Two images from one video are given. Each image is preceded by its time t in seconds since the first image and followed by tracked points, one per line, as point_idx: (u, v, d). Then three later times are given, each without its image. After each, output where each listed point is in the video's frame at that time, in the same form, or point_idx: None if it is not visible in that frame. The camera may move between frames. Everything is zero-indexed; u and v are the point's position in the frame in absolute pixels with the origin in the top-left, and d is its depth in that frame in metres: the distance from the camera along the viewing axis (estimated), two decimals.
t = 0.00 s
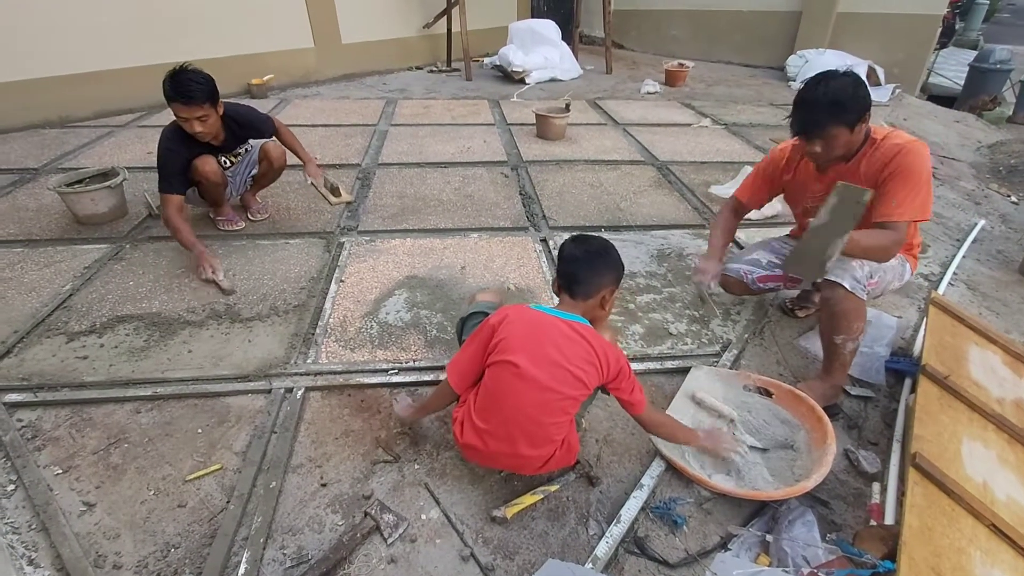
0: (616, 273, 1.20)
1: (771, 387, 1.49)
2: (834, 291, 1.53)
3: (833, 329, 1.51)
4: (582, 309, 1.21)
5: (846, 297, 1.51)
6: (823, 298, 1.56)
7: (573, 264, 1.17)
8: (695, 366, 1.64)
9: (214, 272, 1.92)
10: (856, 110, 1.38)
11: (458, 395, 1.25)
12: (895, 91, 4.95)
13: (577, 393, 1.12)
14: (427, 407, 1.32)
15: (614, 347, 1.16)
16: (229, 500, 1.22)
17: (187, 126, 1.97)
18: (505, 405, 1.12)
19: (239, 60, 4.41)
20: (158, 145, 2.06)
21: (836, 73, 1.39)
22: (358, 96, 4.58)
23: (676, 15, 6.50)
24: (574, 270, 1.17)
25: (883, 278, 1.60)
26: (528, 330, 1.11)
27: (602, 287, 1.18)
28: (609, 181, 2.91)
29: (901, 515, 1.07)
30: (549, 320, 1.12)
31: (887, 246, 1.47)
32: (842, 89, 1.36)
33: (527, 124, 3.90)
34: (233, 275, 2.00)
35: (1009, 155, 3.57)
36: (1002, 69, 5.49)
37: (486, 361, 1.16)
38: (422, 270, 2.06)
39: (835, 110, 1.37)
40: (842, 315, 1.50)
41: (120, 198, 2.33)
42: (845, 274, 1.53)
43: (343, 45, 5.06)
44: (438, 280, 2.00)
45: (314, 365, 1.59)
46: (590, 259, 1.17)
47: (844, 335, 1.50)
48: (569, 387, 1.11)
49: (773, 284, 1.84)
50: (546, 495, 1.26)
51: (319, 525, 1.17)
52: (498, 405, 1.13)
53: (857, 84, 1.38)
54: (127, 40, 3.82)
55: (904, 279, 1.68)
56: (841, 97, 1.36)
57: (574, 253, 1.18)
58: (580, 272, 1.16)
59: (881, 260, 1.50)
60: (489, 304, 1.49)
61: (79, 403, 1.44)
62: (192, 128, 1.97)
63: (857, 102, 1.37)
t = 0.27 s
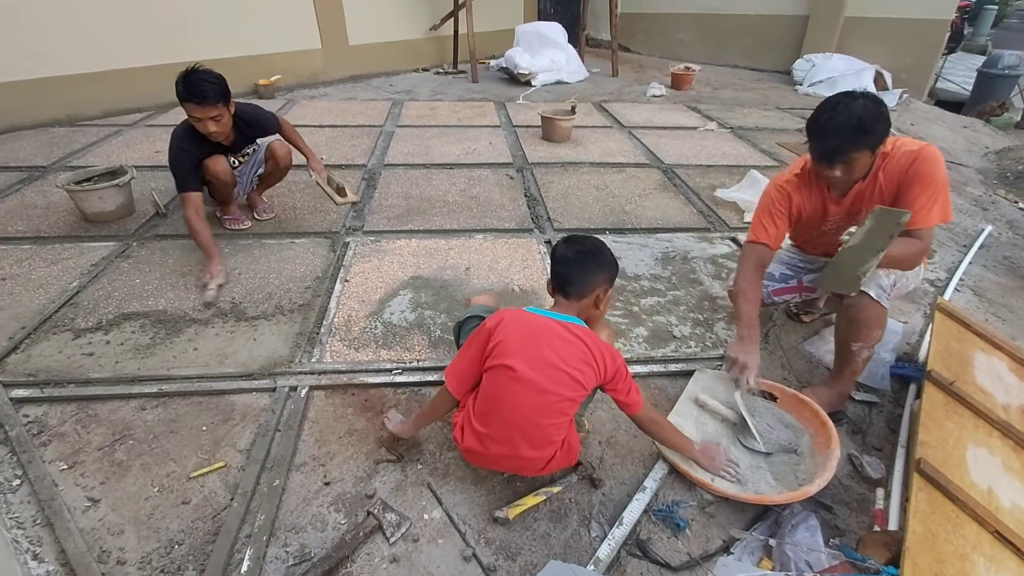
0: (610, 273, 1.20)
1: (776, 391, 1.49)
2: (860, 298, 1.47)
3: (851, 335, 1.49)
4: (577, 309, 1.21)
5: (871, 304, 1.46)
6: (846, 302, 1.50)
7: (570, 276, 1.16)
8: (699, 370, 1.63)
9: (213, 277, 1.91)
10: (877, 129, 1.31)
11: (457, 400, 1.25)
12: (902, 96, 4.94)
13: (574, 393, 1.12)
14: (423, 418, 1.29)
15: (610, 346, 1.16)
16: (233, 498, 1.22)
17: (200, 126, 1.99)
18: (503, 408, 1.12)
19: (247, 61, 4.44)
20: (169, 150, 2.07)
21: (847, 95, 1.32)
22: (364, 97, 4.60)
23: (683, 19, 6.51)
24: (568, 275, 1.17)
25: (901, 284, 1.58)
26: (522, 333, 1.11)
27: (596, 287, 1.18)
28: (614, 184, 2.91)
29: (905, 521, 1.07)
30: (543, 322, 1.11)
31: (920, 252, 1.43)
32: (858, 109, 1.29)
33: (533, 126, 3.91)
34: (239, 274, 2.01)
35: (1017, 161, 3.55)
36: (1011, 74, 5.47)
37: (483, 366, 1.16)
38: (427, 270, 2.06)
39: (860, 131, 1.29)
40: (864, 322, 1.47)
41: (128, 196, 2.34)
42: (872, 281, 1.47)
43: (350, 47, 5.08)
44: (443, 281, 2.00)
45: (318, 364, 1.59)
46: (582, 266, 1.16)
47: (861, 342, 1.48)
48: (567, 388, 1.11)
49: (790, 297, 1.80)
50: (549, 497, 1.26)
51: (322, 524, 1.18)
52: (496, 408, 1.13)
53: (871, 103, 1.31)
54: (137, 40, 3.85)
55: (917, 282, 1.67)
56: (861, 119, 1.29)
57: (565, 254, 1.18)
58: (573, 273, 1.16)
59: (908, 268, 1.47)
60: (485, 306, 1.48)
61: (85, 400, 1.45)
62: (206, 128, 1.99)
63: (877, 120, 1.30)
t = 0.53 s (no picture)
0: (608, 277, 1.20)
1: (780, 397, 1.49)
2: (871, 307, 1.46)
3: (862, 344, 1.48)
4: (573, 314, 1.21)
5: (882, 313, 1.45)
6: (857, 310, 1.48)
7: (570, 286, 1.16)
8: (704, 375, 1.63)
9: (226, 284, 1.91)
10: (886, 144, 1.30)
11: (458, 405, 1.25)
12: (908, 101, 4.92)
13: (573, 397, 1.12)
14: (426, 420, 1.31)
15: (608, 349, 1.17)
16: (237, 500, 1.23)
17: (212, 131, 2.03)
18: (502, 411, 1.12)
19: (253, 64, 4.46)
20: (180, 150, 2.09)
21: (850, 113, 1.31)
22: (370, 101, 4.62)
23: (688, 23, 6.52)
24: (566, 283, 1.17)
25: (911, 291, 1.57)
26: (520, 337, 1.11)
27: (593, 291, 1.18)
28: (619, 188, 2.92)
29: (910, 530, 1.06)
30: (540, 326, 1.12)
31: (936, 257, 1.45)
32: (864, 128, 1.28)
33: (538, 130, 3.92)
34: (244, 276, 2.02)
35: None
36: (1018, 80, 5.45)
37: (481, 370, 1.16)
38: (431, 274, 2.07)
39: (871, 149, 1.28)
40: (875, 331, 1.45)
41: (135, 198, 2.36)
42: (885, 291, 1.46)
43: (356, 50, 5.10)
44: (447, 285, 2.01)
45: (323, 367, 1.60)
46: (579, 272, 1.16)
47: (871, 351, 1.47)
48: (565, 392, 1.11)
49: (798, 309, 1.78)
50: (552, 502, 1.26)
51: (326, 527, 1.18)
52: (496, 413, 1.13)
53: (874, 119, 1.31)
54: (145, 43, 3.88)
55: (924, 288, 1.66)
56: (867, 139, 1.28)
57: (560, 260, 1.18)
58: (568, 278, 1.16)
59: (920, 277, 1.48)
60: (486, 312, 1.48)
61: (91, 401, 1.46)
62: (217, 133, 2.03)
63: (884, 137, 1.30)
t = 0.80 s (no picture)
0: (608, 281, 1.20)
1: (783, 403, 1.48)
2: (870, 312, 1.47)
3: (862, 350, 1.48)
4: (573, 317, 1.21)
5: (881, 318, 1.45)
6: (856, 316, 1.49)
7: (568, 289, 1.17)
8: (706, 379, 1.63)
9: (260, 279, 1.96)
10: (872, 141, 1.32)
11: (457, 405, 1.26)
12: (912, 107, 4.92)
13: (568, 400, 1.11)
14: (427, 417, 1.32)
15: (606, 352, 1.16)
16: (236, 502, 1.23)
17: (223, 138, 2.03)
18: (497, 412, 1.13)
19: (258, 68, 4.49)
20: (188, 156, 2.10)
21: (840, 111, 1.34)
22: (373, 105, 4.64)
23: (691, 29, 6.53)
24: (564, 285, 1.17)
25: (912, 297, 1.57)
26: (516, 338, 1.12)
27: (592, 295, 1.18)
28: (621, 193, 2.91)
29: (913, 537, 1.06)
30: (537, 328, 1.12)
31: (936, 264, 1.40)
32: (847, 125, 1.31)
33: (540, 134, 3.92)
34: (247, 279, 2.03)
35: None
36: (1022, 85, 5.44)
37: (479, 370, 1.17)
38: (433, 277, 2.07)
39: (853, 146, 1.30)
40: (875, 336, 1.46)
41: (139, 201, 2.37)
42: (883, 295, 1.46)
43: (360, 54, 5.12)
44: (448, 288, 2.01)
45: (323, 369, 1.60)
46: (578, 273, 1.16)
47: (873, 356, 1.47)
48: (560, 395, 1.10)
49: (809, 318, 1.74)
50: (552, 506, 1.25)
51: (325, 530, 1.18)
52: (490, 413, 1.14)
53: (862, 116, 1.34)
54: (150, 46, 3.91)
55: (929, 294, 1.66)
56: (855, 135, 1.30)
57: (560, 264, 1.18)
58: (567, 282, 1.17)
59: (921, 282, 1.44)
60: (487, 313, 1.49)
61: (93, 401, 1.46)
62: (229, 138, 2.04)
63: (871, 134, 1.32)
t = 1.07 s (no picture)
0: (614, 282, 1.19)
1: (787, 407, 1.48)
2: (865, 316, 1.50)
3: (860, 354, 1.50)
4: (577, 320, 1.21)
5: (876, 322, 1.48)
6: (852, 321, 1.52)
7: (566, 285, 1.17)
8: (710, 384, 1.62)
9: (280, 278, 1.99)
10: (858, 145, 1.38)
11: (461, 407, 1.26)
12: (916, 110, 4.91)
13: (571, 402, 1.11)
14: (433, 416, 1.33)
15: (610, 354, 1.16)
16: (238, 505, 1.22)
17: (238, 141, 2.04)
18: (500, 414, 1.12)
19: (262, 71, 4.50)
20: (196, 156, 2.11)
21: (827, 117, 1.41)
22: (377, 108, 4.65)
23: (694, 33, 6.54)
24: (565, 285, 1.17)
25: (910, 301, 1.58)
26: (519, 340, 1.11)
27: (596, 297, 1.17)
28: (624, 196, 2.91)
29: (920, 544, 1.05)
30: (540, 329, 1.12)
31: (932, 265, 1.42)
32: (830, 132, 1.37)
33: (543, 137, 3.92)
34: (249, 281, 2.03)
35: None
36: None
37: (482, 371, 1.17)
38: (436, 280, 2.07)
39: (836, 151, 1.37)
40: (871, 340, 1.48)
41: (143, 203, 2.37)
42: (876, 299, 1.49)
43: (364, 57, 5.14)
44: (451, 291, 2.01)
45: (326, 372, 1.60)
46: (579, 274, 1.16)
47: (870, 360, 1.48)
48: (563, 396, 1.10)
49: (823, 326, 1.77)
50: (555, 511, 1.25)
51: (327, 534, 1.17)
52: (493, 415, 1.13)
53: (850, 120, 1.40)
54: (155, 49, 3.92)
55: (931, 297, 1.65)
56: (837, 140, 1.37)
57: (564, 266, 1.18)
58: (571, 283, 1.16)
59: (913, 285, 1.47)
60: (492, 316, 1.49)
61: (96, 404, 1.46)
62: (244, 142, 2.04)
63: (855, 139, 1.38)
